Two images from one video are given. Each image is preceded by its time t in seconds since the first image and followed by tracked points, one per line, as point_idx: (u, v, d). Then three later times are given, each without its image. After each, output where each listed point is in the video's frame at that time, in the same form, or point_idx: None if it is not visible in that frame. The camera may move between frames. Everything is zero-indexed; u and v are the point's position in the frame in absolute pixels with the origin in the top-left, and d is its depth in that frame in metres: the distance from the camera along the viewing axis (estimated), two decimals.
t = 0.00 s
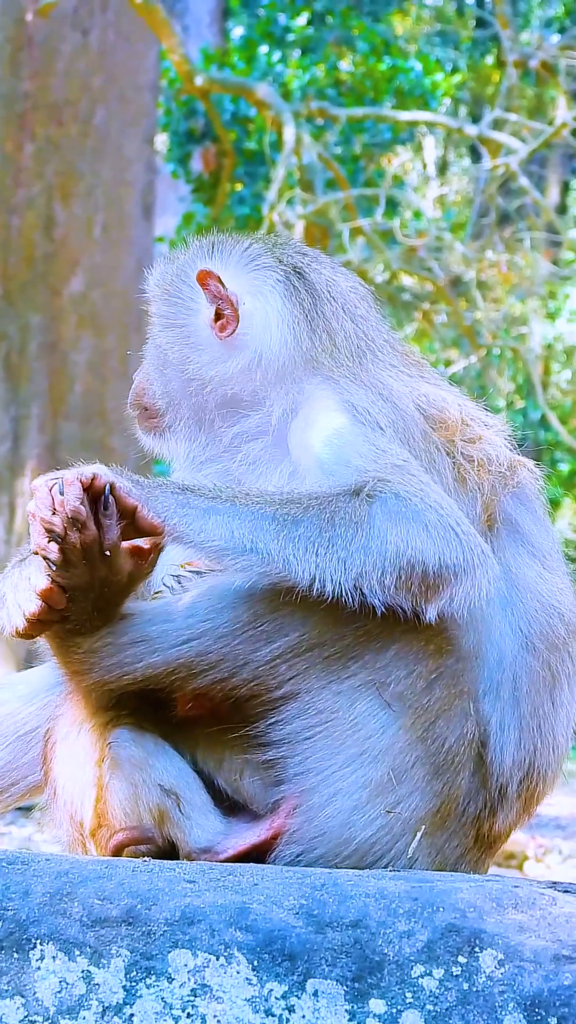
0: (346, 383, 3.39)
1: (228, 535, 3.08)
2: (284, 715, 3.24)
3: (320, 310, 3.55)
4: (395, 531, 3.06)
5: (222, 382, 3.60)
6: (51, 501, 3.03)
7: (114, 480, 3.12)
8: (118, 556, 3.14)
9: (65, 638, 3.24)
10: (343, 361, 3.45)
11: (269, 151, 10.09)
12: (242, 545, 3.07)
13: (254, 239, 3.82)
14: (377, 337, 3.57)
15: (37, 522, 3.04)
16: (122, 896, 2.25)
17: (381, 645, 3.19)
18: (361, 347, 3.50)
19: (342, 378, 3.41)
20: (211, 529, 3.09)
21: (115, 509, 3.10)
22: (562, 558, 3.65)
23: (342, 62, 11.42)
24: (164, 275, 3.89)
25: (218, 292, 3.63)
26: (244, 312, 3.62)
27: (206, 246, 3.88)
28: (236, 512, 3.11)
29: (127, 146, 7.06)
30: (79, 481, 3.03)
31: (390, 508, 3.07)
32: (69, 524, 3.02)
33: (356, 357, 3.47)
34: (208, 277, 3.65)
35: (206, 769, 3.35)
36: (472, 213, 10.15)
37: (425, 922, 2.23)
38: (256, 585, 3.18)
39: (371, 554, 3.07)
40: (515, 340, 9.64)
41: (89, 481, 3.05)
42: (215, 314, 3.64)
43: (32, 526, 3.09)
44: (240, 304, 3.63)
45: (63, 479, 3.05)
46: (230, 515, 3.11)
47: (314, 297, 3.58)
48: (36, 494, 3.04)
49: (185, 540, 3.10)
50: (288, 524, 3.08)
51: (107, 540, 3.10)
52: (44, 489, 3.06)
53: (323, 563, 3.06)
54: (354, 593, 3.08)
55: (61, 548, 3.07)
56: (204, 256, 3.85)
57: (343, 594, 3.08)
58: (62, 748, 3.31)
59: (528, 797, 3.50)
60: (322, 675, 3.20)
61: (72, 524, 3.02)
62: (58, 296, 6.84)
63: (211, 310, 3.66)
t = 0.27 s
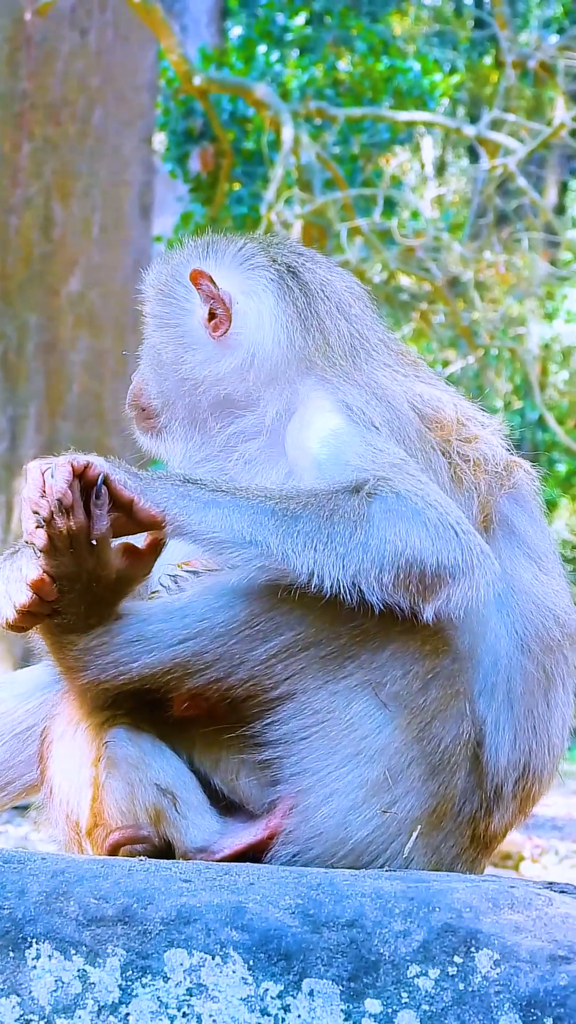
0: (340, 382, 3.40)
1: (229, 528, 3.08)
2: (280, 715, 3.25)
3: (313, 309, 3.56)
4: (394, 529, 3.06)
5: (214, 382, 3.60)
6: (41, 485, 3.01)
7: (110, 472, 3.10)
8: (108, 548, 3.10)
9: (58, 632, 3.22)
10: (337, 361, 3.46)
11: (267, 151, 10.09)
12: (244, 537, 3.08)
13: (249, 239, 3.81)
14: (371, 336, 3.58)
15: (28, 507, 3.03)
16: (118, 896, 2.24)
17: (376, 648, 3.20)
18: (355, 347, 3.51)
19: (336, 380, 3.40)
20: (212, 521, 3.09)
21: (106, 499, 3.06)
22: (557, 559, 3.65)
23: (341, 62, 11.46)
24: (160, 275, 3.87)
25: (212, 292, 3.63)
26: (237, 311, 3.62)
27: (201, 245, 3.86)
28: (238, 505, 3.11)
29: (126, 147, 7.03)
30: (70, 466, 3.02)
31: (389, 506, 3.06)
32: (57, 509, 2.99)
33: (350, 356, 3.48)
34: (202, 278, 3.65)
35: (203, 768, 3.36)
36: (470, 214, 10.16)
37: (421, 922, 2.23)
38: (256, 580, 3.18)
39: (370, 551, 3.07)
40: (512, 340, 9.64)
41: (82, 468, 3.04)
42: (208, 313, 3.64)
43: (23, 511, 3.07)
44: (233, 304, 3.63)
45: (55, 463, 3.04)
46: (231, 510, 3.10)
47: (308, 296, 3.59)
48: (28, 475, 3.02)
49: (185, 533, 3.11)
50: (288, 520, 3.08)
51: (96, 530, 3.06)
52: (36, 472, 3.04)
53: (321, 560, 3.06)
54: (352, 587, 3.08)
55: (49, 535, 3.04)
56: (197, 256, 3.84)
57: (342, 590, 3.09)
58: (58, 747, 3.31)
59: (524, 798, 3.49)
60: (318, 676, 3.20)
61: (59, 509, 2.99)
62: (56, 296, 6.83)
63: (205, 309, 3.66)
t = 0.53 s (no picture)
0: (332, 383, 3.40)
1: (216, 528, 3.08)
2: (279, 710, 3.24)
3: (307, 310, 3.56)
4: (384, 529, 3.06)
5: (206, 381, 3.60)
6: (36, 475, 3.01)
7: (106, 467, 3.10)
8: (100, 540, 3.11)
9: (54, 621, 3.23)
10: (329, 362, 3.45)
11: (267, 152, 10.09)
12: (233, 539, 3.07)
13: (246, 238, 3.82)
14: (367, 338, 3.57)
15: (22, 497, 3.03)
16: (118, 898, 2.23)
17: (375, 644, 3.19)
18: (348, 348, 3.50)
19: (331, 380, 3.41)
20: (202, 520, 3.08)
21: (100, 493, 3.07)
22: (555, 558, 3.65)
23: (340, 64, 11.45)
24: (156, 274, 3.86)
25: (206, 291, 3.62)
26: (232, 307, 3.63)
27: (197, 244, 3.88)
28: (226, 507, 3.11)
29: (126, 146, 7.07)
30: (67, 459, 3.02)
31: (380, 506, 3.07)
32: (52, 500, 2.99)
33: (343, 356, 3.47)
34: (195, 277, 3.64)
35: (202, 767, 3.36)
36: (470, 215, 10.16)
37: (422, 924, 2.23)
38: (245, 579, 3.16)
39: (360, 552, 3.07)
40: (512, 342, 9.64)
41: (78, 460, 3.04)
42: (202, 313, 3.63)
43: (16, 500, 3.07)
44: (227, 304, 3.63)
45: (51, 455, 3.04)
46: (220, 510, 3.10)
47: (301, 297, 3.59)
48: (23, 465, 3.02)
49: (175, 532, 3.10)
50: (279, 520, 3.08)
51: (88, 522, 3.07)
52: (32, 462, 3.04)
53: (311, 562, 3.06)
54: (342, 591, 3.08)
55: (42, 525, 3.04)
56: (193, 256, 3.85)
57: (332, 593, 3.09)
58: (56, 752, 3.31)
59: (522, 796, 3.50)
60: (315, 673, 3.19)
61: (54, 500, 2.99)
62: (56, 296, 6.81)
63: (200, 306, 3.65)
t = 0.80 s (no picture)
0: (326, 376, 3.41)
1: (206, 524, 3.08)
2: (273, 704, 3.24)
3: (306, 303, 3.57)
4: (372, 531, 3.07)
5: (200, 371, 3.60)
6: (27, 466, 2.97)
7: (97, 458, 3.08)
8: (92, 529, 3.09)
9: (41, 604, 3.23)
10: (325, 359, 3.45)
11: (264, 154, 10.08)
12: (221, 536, 3.08)
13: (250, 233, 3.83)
14: (367, 336, 3.55)
15: (12, 488, 2.99)
16: (118, 901, 2.24)
17: (370, 648, 3.20)
18: (347, 344, 3.49)
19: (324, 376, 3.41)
20: (189, 517, 3.09)
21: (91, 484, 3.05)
22: (554, 558, 3.64)
23: (337, 66, 11.44)
24: (157, 267, 3.87)
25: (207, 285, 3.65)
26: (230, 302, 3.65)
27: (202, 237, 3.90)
28: (213, 504, 3.10)
29: (123, 152, 6.98)
30: (60, 454, 2.96)
31: (368, 509, 3.08)
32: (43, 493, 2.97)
33: (339, 352, 3.47)
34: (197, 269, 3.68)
35: (202, 771, 3.32)
36: (468, 217, 10.15)
37: (423, 926, 2.23)
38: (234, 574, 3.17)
39: (347, 553, 3.08)
40: (510, 344, 9.65)
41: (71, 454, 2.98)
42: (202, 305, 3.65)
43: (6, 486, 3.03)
44: (226, 298, 3.65)
45: (43, 446, 2.98)
46: (207, 507, 3.10)
47: (301, 293, 3.59)
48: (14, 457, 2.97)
49: (162, 527, 3.10)
50: (269, 521, 3.07)
51: (78, 513, 3.05)
52: (23, 451, 2.99)
53: (297, 562, 3.06)
54: (326, 594, 3.09)
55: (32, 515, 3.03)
56: (197, 248, 3.86)
57: (316, 595, 3.09)
58: (54, 756, 3.31)
59: (521, 795, 3.50)
60: (308, 669, 3.19)
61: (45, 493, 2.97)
62: (54, 301, 6.69)
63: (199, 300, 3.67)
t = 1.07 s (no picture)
0: (329, 376, 3.41)
1: (222, 516, 3.06)
2: (267, 702, 3.23)
3: (308, 302, 3.57)
4: (388, 533, 3.07)
5: (202, 371, 3.60)
6: (30, 445, 2.98)
7: (104, 447, 3.06)
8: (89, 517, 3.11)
9: (36, 592, 3.24)
10: (328, 356, 3.45)
11: (257, 154, 10.08)
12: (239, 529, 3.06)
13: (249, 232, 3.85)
14: (368, 336, 3.56)
15: (15, 465, 3.01)
16: (114, 901, 2.24)
17: (365, 649, 3.20)
18: (348, 344, 3.49)
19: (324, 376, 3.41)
20: (207, 507, 3.07)
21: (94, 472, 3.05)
22: (550, 558, 3.67)
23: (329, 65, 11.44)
24: (156, 268, 3.89)
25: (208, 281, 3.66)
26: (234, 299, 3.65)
27: (201, 238, 3.91)
28: (234, 496, 3.09)
29: (115, 153, 6.90)
30: (63, 436, 2.98)
31: (384, 510, 3.08)
32: (43, 474, 2.98)
33: (341, 350, 3.47)
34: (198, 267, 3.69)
35: (196, 770, 3.32)
36: (461, 216, 10.16)
37: (418, 925, 2.24)
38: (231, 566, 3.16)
39: (362, 553, 3.07)
40: (503, 342, 9.66)
41: (76, 438, 3.00)
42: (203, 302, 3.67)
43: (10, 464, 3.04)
44: (227, 294, 3.66)
45: (48, 427, 2.99)
46: (226, 498, 3.08)
47: (303, 292, 3.60)
48: (19, 434, 2.99)
49: (179, 517, 3.08)
50: (285, 516, 3.06)
51: (78, 499, 3.07)
52: (29, 430, 3.00)
53: (312, 559, 3.05)
54: (337, 593, 3.08)
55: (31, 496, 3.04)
56: (197, 248, 3.88)
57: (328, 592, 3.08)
58: (50, 756, 3.30)
59: (519, 795, 3.51)
60: (303, 667, 3.19)
61: (45, 474, 2.98)
62: (47, 301, 6.67)
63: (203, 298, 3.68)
